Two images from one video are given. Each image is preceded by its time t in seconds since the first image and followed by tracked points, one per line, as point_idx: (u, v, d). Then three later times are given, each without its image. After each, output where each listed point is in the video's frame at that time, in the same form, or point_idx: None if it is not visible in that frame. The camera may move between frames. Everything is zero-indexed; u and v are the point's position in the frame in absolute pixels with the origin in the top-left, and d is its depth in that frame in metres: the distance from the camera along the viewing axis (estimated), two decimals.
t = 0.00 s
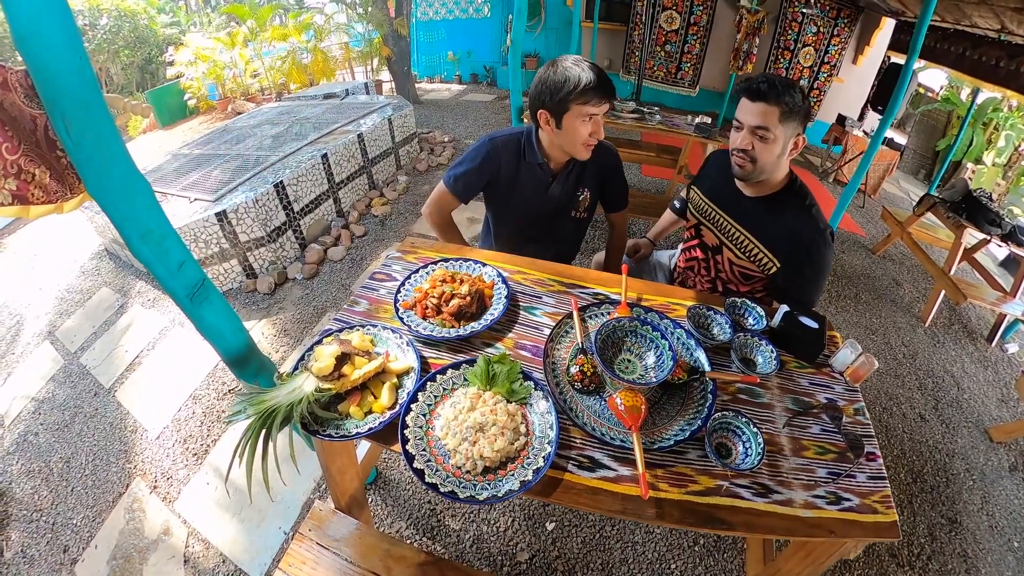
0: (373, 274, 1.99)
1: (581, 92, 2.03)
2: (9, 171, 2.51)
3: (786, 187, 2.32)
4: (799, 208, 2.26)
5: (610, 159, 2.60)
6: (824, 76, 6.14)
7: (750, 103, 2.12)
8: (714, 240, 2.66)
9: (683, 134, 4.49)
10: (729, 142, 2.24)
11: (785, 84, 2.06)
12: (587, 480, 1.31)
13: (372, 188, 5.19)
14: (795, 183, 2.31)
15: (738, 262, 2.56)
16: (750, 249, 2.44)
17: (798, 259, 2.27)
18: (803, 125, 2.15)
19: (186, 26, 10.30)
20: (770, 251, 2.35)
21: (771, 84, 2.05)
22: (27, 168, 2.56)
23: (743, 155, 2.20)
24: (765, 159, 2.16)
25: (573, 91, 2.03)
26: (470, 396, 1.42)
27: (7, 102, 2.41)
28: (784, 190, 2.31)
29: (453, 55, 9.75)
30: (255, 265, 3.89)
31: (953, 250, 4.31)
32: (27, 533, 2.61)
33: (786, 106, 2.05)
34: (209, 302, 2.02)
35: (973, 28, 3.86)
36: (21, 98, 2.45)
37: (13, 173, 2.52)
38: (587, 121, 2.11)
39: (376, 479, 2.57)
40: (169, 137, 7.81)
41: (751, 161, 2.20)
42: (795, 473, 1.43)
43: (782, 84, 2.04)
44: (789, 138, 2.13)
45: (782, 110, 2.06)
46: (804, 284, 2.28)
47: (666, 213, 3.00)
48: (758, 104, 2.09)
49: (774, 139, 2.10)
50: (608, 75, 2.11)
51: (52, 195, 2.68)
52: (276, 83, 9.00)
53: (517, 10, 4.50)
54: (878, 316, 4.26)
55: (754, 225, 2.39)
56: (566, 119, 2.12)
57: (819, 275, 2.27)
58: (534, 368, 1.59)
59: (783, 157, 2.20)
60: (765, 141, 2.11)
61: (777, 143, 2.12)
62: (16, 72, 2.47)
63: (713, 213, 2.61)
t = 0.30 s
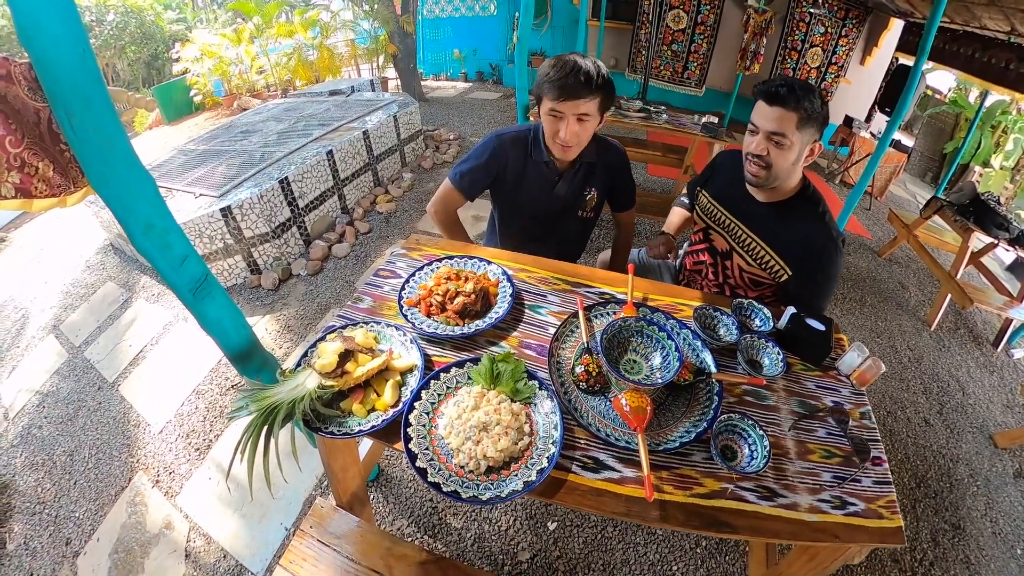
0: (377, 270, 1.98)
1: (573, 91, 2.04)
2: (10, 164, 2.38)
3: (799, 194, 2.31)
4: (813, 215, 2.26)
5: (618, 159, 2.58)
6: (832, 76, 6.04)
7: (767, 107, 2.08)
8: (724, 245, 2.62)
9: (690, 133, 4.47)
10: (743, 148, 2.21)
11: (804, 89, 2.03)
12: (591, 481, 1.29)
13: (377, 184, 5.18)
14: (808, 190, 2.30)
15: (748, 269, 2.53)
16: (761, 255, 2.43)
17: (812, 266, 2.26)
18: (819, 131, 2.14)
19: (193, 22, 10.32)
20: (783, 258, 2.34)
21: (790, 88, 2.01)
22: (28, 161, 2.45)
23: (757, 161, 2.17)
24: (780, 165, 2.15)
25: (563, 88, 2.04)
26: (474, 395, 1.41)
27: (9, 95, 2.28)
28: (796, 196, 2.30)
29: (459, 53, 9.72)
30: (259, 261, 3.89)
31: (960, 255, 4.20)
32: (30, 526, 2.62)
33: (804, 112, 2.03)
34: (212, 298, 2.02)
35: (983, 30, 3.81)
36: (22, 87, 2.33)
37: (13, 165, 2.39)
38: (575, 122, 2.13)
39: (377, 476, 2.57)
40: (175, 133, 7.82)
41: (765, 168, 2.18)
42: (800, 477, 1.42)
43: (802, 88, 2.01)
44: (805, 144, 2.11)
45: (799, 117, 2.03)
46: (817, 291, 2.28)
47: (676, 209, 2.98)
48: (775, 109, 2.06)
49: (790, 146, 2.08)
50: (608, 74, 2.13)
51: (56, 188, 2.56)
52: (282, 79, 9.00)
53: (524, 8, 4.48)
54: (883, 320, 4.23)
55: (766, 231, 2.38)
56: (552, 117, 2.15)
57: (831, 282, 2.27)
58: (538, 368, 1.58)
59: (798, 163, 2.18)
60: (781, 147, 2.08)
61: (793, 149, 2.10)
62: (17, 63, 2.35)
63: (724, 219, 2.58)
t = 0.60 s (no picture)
0: (385, 265, 1.98)
1: (573, 88, 2.02)
2: (15, 152, 2.45)
3: (817, 199, 2.28)
4: (833, 219, 2.24)
5: (627, 158, 2.55)
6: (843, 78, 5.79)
7: (793, 109, 2.02)
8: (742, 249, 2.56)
9: (700, 132, 4.45)
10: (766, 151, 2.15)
11: (831, 92, 1.98)
12: (597, 481, 1.28)
13: (385, 180, 5.17)
14: (826, 195, 2.27)
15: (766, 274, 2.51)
16: (780, 259, 2.40)
17: (831, 272, 2.26)
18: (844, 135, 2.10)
19: (203, 16, 10.38)
20: (803, 263, 2.32)
21: (818, 91, 1.96)
22: (35, 150, 2.52)
23: (781, 164, 2.12)
24: (804, 169, 2.11)
25: (564, 85, 2.02)
26: (480, 392, 1.40)
27: (19, 85, 2.33)
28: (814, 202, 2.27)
29: (468, 49, 9.70)
30: (266, 254, 3.90)
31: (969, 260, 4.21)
32: (35, 513, 2.65)
33: (832, 115, 1.98)
34: (218, 290, 2.02)
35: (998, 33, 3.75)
36: (32, 80, 2.37)
37: (21, 155, 2.47)
38: (577, 119, 2.11)
39: (380, 471, 2.57)
40: (183, 127, 7.88)
41: (789, 172, 2.14)
42: (807, 481, 1.40)
43: (830, 91, 1.96)
44: (830, 148, 2.08)
45: (826, 120, 1.98)
46: (835, 296, 2.28)
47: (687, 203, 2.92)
48: (801, 112, 2.00)
49: (815, 150, 2.04)
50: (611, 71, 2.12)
51: (63, 177, 2.64)
52: (290, 74, 9.03)
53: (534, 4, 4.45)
54: (891, 324, 4.19)
55: (785, 236, 2.35)
56: (553, 114, 2.13)
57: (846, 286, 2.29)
58: (545, 366, 1.56)
59: (820, 168, 2.15)
60: (806, 151, 2.04)
61: (817, 153, 2.06)
62: (28, 54, 2.40)
63: (742, 223, 2.52)
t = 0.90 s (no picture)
0: (393, 261, 1.98)
1: (581, 82, 2.01)
2: (23, 142, 2.50)
3: (831, 206, 2.26)
4: (848, 225, 2.22)
5: (637, 158, 2.54)
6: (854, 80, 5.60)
7: (810, 113, 1.99)
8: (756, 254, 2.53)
9: (709, 133, 4.45)
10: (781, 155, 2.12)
11: (849, 96, 1.95)
12: (605, 481, 1.27)
13: (392, 176, 5.17)
14: (839, 200, 2.26)
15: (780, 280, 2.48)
16: (793, 264, 2.38)
17: (846, 277, 2.24)
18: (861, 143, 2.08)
19: (212, 12, 10.43)
20: (816, 268, 2.30)
21: (836, 95, 1.93)
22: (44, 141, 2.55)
23: (795, 170, 2.09)
24: (818, 175, 2.08)
25: (573, 79, 2.01)
26: (488, 389, 1.40)
27: (28, 75, 2.37)
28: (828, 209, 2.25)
29: (476, 46, 9.68)
30: (273, 249, 3.91)
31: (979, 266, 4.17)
32: (40, 503, 2.68)
33: (849, 121, 1.95)
34: (226, 283, 2.03)
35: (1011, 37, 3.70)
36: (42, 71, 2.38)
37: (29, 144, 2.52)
38: (585, 114, 2.09)
39: (384, 467, 2.57)
40: (192, 121, 7.92)
41: (803, 177, 2.10)
42: (813, 484, 1.38)
43: (848, 95, 1.93)
44: (846, 155, 2.05)
45: (843, 126, 1.96)
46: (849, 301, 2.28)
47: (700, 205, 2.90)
48: (818, 116, 1.97)
49: (831, 156, 2.01)
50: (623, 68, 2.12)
51: (71, 168, 2.68)
52: (299, 70, 9.05)
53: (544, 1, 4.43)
54: (898, 329, 4.15)
55: (798, 241, 2.32)
56: (562, 109, 2.12)
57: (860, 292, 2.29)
58: (553, 364, 1.55)
59: (835, 175, 2.13)
60: (822, 157, 2.02)
61: (833, 159, 2.03)
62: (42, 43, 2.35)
63: (755, 226, 2.48)
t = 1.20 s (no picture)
0: (405, 255, 1.97)
1: (600, 76, 2.02)
2: (40, 128, 2.53)
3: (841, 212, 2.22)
4: (861, 233, 2.19)
5: (652, 158, 2.51)
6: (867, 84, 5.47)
7: (816, 122, 1.95)
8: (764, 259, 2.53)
9: (721, 133, 4.39)
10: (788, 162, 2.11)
11: (857, 104, 1.89)
12: (616, 480, 1.27)
13: (403, 171, 5.17)
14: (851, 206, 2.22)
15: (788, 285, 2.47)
16: (802, 270, 2.35)
17: (856, 285, 2.22)
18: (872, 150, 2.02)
19: (225, 6, 10.51)
20: (825, 275, 2.28)
21: (842, 104, 1.87)
22: (61, 127, 2.61)
23: (801, 178, 2.08)
24: (825, 184, 2.06)
25: (591, 73, 2.02)
26: (500, 385, 1.39)
27: (45, 62, 2.41)
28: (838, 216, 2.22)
29: (488, 44, 9.65)
30: (283, 242, 3.92)
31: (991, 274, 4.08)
32: (47, 489, 2.72)
33: (856, 130, 1.89)
34: (238, 274, 2.03)
35: None
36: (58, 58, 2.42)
37: (47, 130, 2.56)
38: (601, 110, 2.08)
39: (391, 461, 2.58)
40: (204, 113, 7.98)
41: (810, 185, 2.10)
42: (822, 488, 1.37)
43: (855, 104, 1.87)
44: (855, 163, 2.00)
45: (850, 135, 1.91)
46: (857, 309, 2.26)
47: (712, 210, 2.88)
48: (824, 126, 1.93)
49: (837, 165, 1.98)
50: (642, 66, 2.12)
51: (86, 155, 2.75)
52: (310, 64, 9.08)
53: None
54: (907, 336, 4.10)
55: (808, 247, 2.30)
56: (578, 104, 2.12)
57: (869, 300, 2.26)
58: (566, 362, 1.54)
59: (844, 183, 2.09)
60: (828, 166, 1.99)
61: (840, 168, 2.00)
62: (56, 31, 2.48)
63: (764, 231, 2.48)
